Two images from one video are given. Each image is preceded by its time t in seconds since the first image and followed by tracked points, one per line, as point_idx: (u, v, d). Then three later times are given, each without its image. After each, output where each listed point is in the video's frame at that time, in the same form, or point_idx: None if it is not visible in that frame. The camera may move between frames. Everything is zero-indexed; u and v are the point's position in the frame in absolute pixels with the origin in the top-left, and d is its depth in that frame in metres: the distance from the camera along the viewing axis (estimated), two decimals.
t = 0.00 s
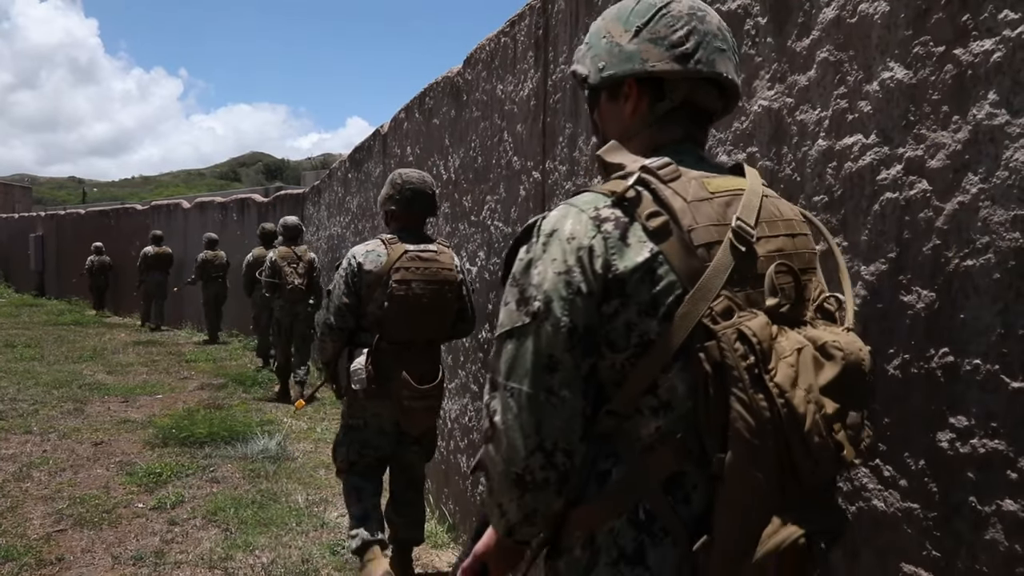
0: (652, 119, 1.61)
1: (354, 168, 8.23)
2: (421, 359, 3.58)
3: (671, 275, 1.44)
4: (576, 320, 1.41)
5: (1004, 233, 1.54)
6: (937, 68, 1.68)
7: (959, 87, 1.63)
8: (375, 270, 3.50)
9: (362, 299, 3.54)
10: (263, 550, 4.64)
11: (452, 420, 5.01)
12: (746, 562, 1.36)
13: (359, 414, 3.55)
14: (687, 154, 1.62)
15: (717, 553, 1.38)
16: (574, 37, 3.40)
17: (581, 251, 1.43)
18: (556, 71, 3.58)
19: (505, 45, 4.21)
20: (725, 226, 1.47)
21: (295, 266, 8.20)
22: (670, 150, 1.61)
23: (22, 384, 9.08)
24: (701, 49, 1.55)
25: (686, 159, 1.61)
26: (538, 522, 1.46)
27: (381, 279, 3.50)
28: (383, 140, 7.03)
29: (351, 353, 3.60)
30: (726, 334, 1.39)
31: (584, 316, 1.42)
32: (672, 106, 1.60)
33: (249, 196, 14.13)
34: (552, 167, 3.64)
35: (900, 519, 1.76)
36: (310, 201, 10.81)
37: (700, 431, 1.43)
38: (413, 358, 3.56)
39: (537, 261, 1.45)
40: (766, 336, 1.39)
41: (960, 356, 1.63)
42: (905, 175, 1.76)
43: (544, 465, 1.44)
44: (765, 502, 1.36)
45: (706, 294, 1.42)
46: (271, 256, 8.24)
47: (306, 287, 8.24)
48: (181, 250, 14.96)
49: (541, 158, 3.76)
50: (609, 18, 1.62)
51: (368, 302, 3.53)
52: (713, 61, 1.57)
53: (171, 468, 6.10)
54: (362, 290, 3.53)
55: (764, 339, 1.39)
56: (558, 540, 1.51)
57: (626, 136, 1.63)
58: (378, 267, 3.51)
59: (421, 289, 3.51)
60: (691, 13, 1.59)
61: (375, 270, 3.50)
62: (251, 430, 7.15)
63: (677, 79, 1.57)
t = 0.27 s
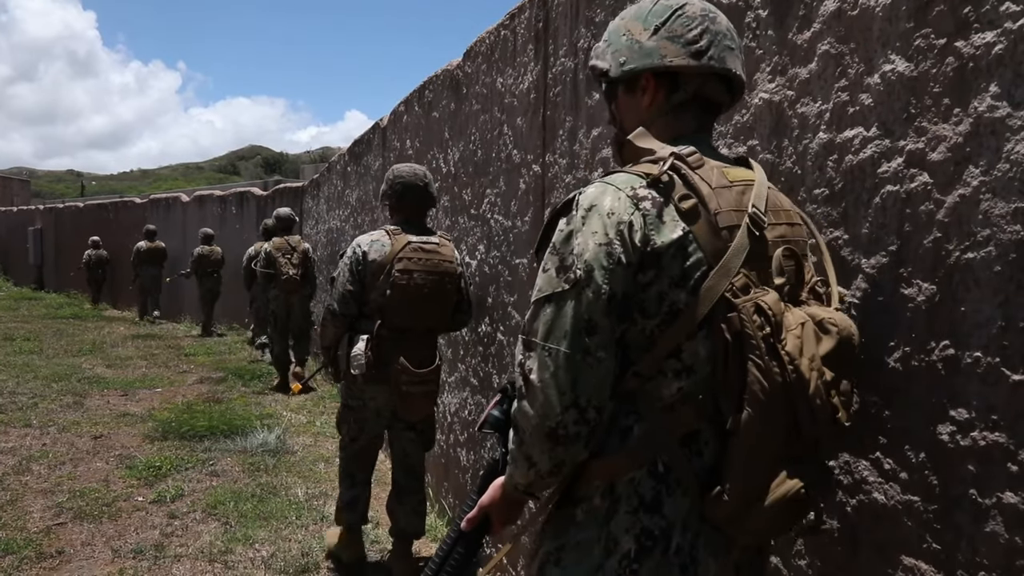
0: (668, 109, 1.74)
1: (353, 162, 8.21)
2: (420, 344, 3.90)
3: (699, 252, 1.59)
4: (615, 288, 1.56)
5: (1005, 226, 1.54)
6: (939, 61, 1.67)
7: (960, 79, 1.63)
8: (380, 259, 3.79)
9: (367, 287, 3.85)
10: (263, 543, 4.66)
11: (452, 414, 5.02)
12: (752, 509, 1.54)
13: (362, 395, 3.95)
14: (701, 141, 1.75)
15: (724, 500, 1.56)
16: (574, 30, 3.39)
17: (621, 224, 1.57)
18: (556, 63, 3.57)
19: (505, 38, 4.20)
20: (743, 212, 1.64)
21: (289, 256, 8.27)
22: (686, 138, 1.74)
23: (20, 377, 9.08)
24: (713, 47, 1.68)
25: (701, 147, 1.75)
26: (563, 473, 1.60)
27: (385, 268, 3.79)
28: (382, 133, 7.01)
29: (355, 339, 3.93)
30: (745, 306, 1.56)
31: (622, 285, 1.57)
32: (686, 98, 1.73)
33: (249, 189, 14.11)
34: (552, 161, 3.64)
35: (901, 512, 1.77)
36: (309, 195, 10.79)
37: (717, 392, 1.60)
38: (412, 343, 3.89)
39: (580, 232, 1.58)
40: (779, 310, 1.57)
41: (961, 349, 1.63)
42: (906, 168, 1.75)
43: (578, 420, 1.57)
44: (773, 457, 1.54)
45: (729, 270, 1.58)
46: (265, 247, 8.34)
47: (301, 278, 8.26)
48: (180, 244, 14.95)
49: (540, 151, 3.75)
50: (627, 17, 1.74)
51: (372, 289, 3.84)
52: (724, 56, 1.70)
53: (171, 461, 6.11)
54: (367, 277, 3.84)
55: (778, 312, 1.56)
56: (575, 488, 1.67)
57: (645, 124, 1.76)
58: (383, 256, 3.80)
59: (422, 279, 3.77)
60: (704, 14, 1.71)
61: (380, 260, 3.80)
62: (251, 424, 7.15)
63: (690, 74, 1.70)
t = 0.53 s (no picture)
0: (647, 124, 1.82)
1: (353, 162, 8.21)
2: (409, 343, 3.93)
3: (676, 251, 1.67)
4: (601, 284, 1.64)
5: (1006, 226, 1.54)
6: (940, 61, 1.67)
7: (962, 80, 1.63)
8: (368, 262, 3.84)
9: (356, 290, 3.91)
10: (263, 543, 4.66)
11: (452, 414, 5.02)
12: (729, 487, 1.60)
13: (354, 393, 4.03)
14: (677, 154, 1.83)
15: (706, 480, 1.61)
16: (575, 30, 3.39)
17: (604, 226, 1.66)
18: (557, 64, 3.57)
19: (505, 39, 4.21)
20: (716, 214, 1.71)
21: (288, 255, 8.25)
22: (664, 150, 1.82)
23: (20, 377, 9.07)
24: (688, 67, 1.76)
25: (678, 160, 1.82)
26: (558, 459, 1.67)
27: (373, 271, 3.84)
28: (382, 134, 7.01)
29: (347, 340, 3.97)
30: (719, 298, 1.62)
31: (607, 281, 1.65)
32: (663, 114, 1.81)
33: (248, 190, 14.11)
34: (553, 161, 3.64)
35: (902, 512, 1.77)
36: (309, 195, 10.79)
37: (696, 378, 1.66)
38: (402, 341, 3.92)
39: (567, 235, 1.66)
40: (752, 303, 1.63)
41: (962, 349, 1.63)
42: (908, 168, 1.76)
43: (569, 407, 1.65)
44: (747, 438, 1.59)
45: (705, 265, 1.65)
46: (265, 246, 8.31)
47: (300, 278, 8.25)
48: (180, 244, 14.94)
49: (541, 151, 3.76)
50: (609, 37, 1.82)
51: (362, 292, 3.89)
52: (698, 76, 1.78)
53: (171, 461, 6.11)
54: (356, 280, 3.89)
55: (749, 304, 1.62)
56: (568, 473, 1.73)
57: (625, 137, 1.84)
58: (371, 259, 3.84)
59: (408, 280, 3.79)
60: (680, 36, 1.79)
61: (368, 262, 3.84)
62: (250, 424, 7.15)
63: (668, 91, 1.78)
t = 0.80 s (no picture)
0: (603, 139, 1.90)
1: (353, 161, 8.21)
2: (393, 341, 3.95)
3: (620, 259, 1.74)
4: (550, 292, 1.74)
5: (1008, 225, 1.54)
6: (941, 60, 1.67)
7: (963, 78, 1.63)
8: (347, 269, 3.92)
9: (337, 297, 3.98)
10: (264, 544, 4.65)
11: (453, 413, 5.02)
12: (674, 479, 1.65)
13: (344, 391, 4.10)
14: (631, 168, 1.90)
15: (654, 472, 1.69)
16: (575, 29, 3.39)
17: (553, 239, 1.75)
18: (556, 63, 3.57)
19: (505, 38, 4.21)
20: (660, 223, 1.76)
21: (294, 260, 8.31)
22: (618, 164, 1.89)
23: (22, 378, 9.07)
24: (640, 85, 1.83)
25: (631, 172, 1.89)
26: (519, 455, 1.79)
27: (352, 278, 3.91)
28: (382, 134, 7.01)
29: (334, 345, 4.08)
30: (661, 301, 1.67)
31: (556, 290, 1.75)
32: (617, 129, 1.89)
33: (249, 190, 14.10)
34: (553, 161, 3.64)
35: (904, 511, 1.77)
36: (309, 195, 10.79)
37: (644, 377, 1.73)
38: (386, 340, 3.95)
39: (520, 248, 1.76)
40: (693, 305, 1.67)
41: (963, 347, 1.63)
42: (909, 167, 1.76)
43: (526, 407, 1.76)
44: (691, 434, 1.63)
45: (649, 270, 1.71)
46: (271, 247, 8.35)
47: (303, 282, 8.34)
48: (181, 244, 14.95)
49: (541, 151, 3.76)
50: (568, 55, 1.89)
51: (344, 299, 3.96)
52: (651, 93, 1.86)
53: (172, 461, 6.11)
54: (337, 287, 3.96)
55: (690, 305, 1.66)
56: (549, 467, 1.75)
57: (583, 151, 1.92)
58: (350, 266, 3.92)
59: (387, 283, 3.85)
60: (634, 53, 1.85)
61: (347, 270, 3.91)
62: (252, 424, 7.15)
63: (621, 108, 1.85)
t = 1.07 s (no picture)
0: (539, 152, 1.92)
1: (354, 161, 8.22)
2: (373, 334, 4.20)
3: (538, 267, 1.77)
4: (472, 300, 1.79)
5: (1009, 228, 1.54)
6: (943, 62, 1.67)
7: (965, 81, 1.63)
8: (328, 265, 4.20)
9: (321, 291, 4.29)
10: (263, 543, 4.65)
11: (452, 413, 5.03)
12: (588, 468, 1.71)
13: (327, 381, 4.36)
14: (564, 180, 1.91)
15: (573, 462, 1.73)
16: (576, 30, 3.39)
17: (476, 251, 1.79)
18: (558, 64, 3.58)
19: (506, 39, 4.21)
20: (580, 232, 1.79)
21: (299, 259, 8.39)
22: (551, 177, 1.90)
23: (22, 376, 9.07)
24: (570, 100, 1.86)
25: (562, 184, 1.90)
26: (455, 445, 1.83)
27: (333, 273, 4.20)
28: (383, 134, 7.02)
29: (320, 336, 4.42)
30: (576, 305, 1.72)
31: (479, 297, 1.79)
32: (553, 142, 1.91)
33: (250, 189, 14.10)
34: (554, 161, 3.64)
35: (903, 514, 1.77)
36: (311, 194, 10.79)
37: (564, 374, 1.77)
38: (366, 333, 4.20)
39: (448, 260, 1.81)
40: (606, 307, 1.71)
41: (964, 350, 1.63)
42: (910, 169, 1.75)
43: (455, 403, 1.81)
44: (603, 427, 1.69)
45: (566, 276, 1.75)
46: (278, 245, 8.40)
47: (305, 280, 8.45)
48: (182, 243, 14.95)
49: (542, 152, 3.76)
50: (506, 74, 1.93)
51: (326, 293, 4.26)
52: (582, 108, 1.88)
53: (171, 460, 6.11)
54: (320, 282, 4.26)
55: (603, 308, 1.70)
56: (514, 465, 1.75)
57: (520, 164, 1.95)
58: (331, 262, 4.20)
59: (365, 278, 4.09)
60: (567, 70, 1.88)
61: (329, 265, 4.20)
62: (252, 423, 7.15)
63: (554, 122, 1.88)
